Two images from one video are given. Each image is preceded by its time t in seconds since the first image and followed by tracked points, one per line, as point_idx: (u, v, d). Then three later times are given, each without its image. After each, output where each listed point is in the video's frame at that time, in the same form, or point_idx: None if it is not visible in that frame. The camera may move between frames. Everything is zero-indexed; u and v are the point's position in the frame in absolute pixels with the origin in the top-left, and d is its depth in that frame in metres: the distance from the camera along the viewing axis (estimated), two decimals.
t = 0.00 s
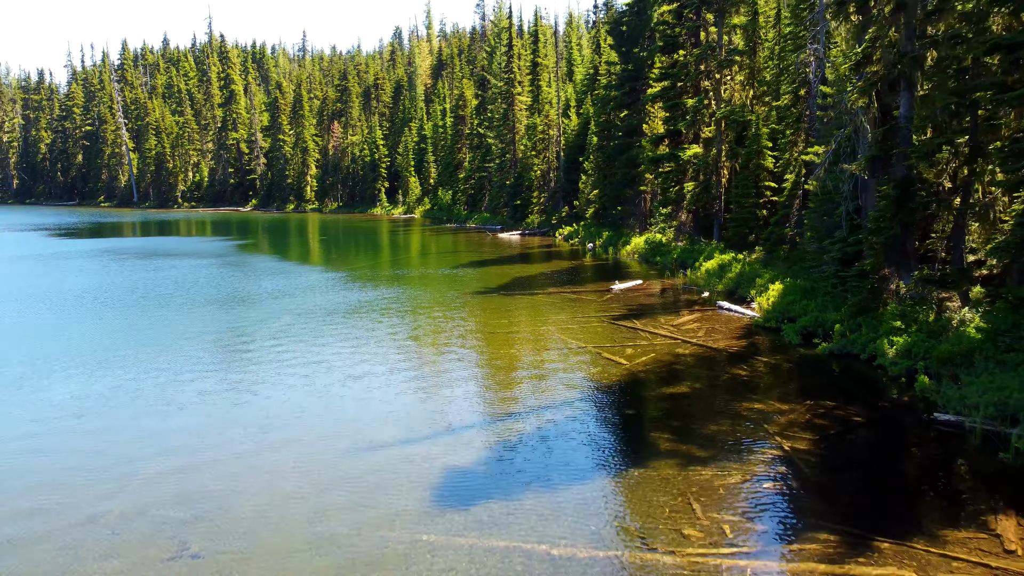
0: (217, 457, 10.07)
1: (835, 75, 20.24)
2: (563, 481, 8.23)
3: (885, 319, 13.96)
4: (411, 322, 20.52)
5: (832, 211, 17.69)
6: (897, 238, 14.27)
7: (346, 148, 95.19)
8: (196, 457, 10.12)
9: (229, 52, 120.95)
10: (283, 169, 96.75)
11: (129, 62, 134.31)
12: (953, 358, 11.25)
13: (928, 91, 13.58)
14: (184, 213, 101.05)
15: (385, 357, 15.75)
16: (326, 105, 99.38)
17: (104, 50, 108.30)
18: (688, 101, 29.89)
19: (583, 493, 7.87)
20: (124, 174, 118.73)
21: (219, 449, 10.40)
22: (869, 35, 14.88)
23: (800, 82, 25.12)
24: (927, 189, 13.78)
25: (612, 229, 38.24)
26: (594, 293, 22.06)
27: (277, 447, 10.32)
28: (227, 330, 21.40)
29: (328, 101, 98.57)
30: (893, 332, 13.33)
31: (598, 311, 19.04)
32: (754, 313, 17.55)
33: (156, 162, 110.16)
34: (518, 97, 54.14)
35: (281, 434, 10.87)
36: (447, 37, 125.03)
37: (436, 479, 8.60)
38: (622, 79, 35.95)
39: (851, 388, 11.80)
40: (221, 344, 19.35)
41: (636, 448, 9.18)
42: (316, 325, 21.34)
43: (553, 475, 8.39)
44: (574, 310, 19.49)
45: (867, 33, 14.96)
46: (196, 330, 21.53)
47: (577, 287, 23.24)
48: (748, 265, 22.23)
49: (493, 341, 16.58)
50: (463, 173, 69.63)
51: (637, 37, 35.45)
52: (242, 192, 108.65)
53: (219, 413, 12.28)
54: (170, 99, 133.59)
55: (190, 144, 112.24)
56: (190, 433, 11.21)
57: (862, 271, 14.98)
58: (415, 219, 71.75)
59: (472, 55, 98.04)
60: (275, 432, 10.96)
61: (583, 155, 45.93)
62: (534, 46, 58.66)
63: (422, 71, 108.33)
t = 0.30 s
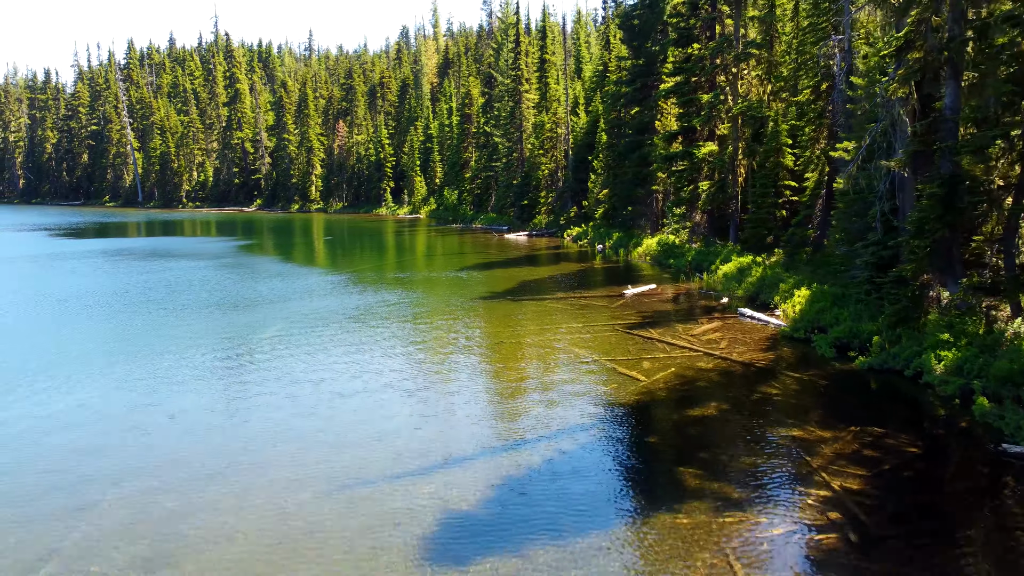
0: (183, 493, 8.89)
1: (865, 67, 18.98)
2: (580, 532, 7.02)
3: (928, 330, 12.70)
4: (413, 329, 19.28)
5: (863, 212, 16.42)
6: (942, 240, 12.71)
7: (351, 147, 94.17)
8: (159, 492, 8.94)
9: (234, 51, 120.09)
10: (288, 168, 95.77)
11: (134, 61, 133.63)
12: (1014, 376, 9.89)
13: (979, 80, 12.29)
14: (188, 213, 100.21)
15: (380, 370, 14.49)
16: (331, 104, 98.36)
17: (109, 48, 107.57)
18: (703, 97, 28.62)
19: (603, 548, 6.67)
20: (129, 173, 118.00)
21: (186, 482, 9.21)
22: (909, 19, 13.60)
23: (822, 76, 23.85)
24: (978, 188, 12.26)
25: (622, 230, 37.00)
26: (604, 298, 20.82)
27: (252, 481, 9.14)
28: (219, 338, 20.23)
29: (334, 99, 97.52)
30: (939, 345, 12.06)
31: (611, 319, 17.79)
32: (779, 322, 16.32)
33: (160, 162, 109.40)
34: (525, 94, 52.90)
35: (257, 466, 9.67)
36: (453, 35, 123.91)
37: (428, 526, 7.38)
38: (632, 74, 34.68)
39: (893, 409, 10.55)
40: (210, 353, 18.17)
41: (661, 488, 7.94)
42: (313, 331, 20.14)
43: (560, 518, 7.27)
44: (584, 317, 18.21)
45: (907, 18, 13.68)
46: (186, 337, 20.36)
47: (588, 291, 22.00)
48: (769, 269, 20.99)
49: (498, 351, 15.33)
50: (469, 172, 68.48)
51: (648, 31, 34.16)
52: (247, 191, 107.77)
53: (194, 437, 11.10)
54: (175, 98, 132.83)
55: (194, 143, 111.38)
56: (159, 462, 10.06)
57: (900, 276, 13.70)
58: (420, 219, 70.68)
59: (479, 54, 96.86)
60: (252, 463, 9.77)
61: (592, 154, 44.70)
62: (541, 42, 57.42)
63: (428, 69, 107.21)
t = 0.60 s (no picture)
0: (147, 532, 7.79)
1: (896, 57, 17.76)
2: None
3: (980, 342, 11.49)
4: (414, 331, 18.07)
5: (899, 211, 15.19)
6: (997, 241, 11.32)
7: (356, 146, 93.20)
8: (120, 531, 7.84)
9: (238, 49, 119.16)
10: (292, 168, 94.78)
11: (139, 59, 132.86)
12: None
13: None
14: (192, 212, 99.35)
15: (376, 382, 13.26)
16: (336, 102, 97.33)
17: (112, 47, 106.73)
18: (718, 91, 27.34)
19: None
20: (133, 173, 117.31)
21: (151, 519, 8.11)
22: None
23: (845, 67, 22.64)
24: None
25: (632, 230, 35.81)
26: (616, 303, 19.59)
27: (223, 518, 8.01)
28: (209, 342, 19.08)
29: (338, 98, 96.37)
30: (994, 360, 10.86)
31: (625, 326, 16.54)
32: (806, 330, 15.13)
33: (164, 161, 108.64)
34: (531, 91, 51.70)
35: (231, 498, 8.54)
36: (459, 33, 122.75)
37: None
38: (643, 69, 33.42)
39: (947, 433, 9.38)
40: (197, 357, 17.01)
41: (694, 537, 6.78)
42: (309, 332, 18.96)
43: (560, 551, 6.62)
44: (596, 324, 16.97)
45: None
46: (175, 339, 19.21)
47: (598, 296, 20.78)
48: (791, 272, 19.78)
49: (505, 362, 14.10)
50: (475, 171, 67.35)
51: (660, 23, 32.89)
52: (251, 191, 106.84)
53: (166, 461, 9.97)
54: (180, 97, 131.97)
55: (198, 142, 110.41)
56: (122, 492, 8.94)
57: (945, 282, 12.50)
58: (426, 219, 69.60)
59: (484, 51, 95.71)
60: (225, 495, 8.63)
61: (600, 152, 43.49)
62: (548, 38, 56.22)
63: (434, 67, 106.08)
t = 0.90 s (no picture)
0: None
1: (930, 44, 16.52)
2: None
3: None
4: (416, 341, 16.80)
5: (940, 211, 13.91)
6: None
7: (359, 145, 92.08)
8: None
9: (242, 48, 118.13)
10: (295, 167, 93.64)
11: (143, 58, 131.89)
12: None
13: None
14: (194, 212, 98.32)
15: (368, 402, 11.95)
16: (340, 101, 96.22)
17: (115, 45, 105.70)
18: (733, 85, 26.05)
19: None
20: (135, 172, 116.30)
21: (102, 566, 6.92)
22: None
23: (870, 58, 21.39)
24: None
25: (642, 230, 34.56)
26: (629, 308, 18.31)
27: (178, 571, 6.78)
28: (196, 344, 17.87)
29: (342, 96, 95.22)
30: None
31: (640, 334, 15.23)
32: (838, 339, 13.88)
33: (167, 160, 107.63)
34: (537, 88, 50.42)
35: (196, 540, 7.36)
36: (464, 31, 121.58)
37: None
38: (654, 63, 32.11)
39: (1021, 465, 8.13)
40: (179, 361, 15.81)
41: None
42: (305, 339, 17.74)
43: (567, 573, 6.16)
44: (609, 333, 15.66)
45: None
46: (159, 344, 18.00)
47: (609, 300, 19.50)
48: (815, 276, 18.54)
49: (512, 378, 12.77)
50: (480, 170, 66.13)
51: (671, 15, 31.57)
52: (254, 190, 105.73)
53: (126, 488, 8.79)
54: (183, 95, 130.96)
55: (201, 141, 109.41)
56: (67, 531, 7.73)
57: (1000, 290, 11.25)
58: (430, 219, 68.39)
59: (489, 49, 94.50)
60: (183, 537, 7.41)
61: (609, 150, 42.20)
62: (555, 34, 54.95)
63: (438, 65, 104.91)
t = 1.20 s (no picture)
0: None
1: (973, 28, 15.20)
2: None
3: None
4: (418, 347, 15.50)
5: (989, 210, 12.62)
6: None
7: (363, 144, 91.00)
8: None
9: (245, 46, 117.12)
10: (299, 166, 92.57)
11: (147, 57, 130.97)
12: None
13: None
14: (197, 211, 97.37)
15: (357, 420, 10.65)
16: (344, 99, 95.12)
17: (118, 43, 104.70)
18: (751, 77, 24.74)
19: None
20: (139, 171, 115.40)
21: None
22: None
23: (900, 49, 20.10)
24: None
25: (653, 230, 33.31)
26: (643, 313, 17.04)
27: None
28: (181, 349, 16.63)
29: (346, 94, 94.14)
30: None
31: (657, 344, 13.93)
32: (876, 351, 12.62)
33: (171, 159, 106.71)
34: (544, 84, 49.16)
35: None
36: (469, 29, 120.48)
37: None
38: (666, 56, 30.81)
39: None
40: (159, 369, 14.55)
41: None
42: (299, 346, 16.46)
43: None
44: (624, 341, 14.34)
45: None
46: (145, 349, 16.84)
47: (622, 305, 18.23)
48: (844, 279, 17.29)
49: (520, 393, 11.44)
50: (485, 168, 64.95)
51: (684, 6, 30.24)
52: (258, 189, 104.72)
53: (74, 529, 7.61)
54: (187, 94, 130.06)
55: (205, 140, 108.42)
56: None
57: None
58: (435, 218, 67.24)
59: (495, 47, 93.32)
60: None
61: (618, 147, 40.95)
62: (562, 29, 53.69)
63: (443, 63, 103.75)
